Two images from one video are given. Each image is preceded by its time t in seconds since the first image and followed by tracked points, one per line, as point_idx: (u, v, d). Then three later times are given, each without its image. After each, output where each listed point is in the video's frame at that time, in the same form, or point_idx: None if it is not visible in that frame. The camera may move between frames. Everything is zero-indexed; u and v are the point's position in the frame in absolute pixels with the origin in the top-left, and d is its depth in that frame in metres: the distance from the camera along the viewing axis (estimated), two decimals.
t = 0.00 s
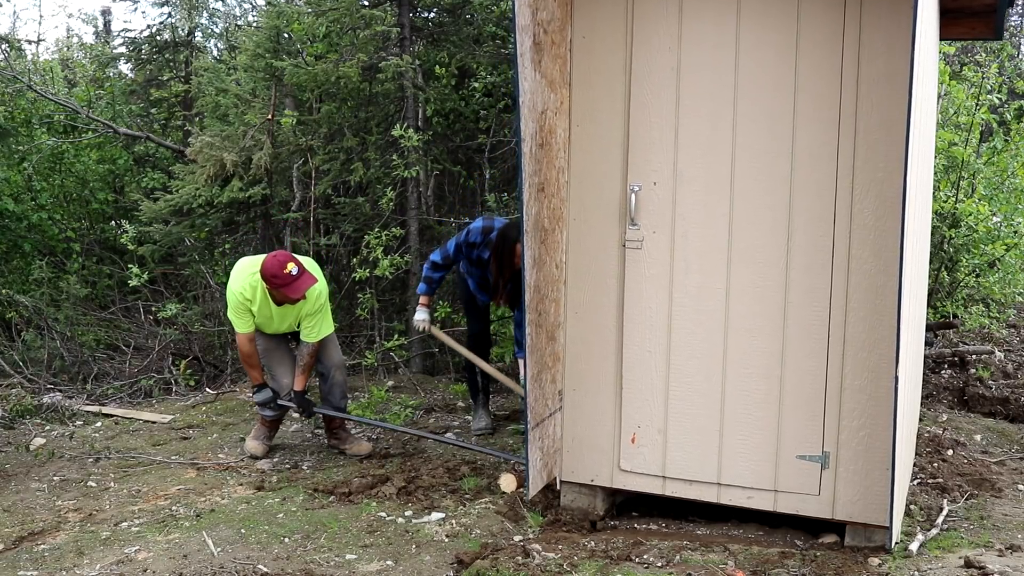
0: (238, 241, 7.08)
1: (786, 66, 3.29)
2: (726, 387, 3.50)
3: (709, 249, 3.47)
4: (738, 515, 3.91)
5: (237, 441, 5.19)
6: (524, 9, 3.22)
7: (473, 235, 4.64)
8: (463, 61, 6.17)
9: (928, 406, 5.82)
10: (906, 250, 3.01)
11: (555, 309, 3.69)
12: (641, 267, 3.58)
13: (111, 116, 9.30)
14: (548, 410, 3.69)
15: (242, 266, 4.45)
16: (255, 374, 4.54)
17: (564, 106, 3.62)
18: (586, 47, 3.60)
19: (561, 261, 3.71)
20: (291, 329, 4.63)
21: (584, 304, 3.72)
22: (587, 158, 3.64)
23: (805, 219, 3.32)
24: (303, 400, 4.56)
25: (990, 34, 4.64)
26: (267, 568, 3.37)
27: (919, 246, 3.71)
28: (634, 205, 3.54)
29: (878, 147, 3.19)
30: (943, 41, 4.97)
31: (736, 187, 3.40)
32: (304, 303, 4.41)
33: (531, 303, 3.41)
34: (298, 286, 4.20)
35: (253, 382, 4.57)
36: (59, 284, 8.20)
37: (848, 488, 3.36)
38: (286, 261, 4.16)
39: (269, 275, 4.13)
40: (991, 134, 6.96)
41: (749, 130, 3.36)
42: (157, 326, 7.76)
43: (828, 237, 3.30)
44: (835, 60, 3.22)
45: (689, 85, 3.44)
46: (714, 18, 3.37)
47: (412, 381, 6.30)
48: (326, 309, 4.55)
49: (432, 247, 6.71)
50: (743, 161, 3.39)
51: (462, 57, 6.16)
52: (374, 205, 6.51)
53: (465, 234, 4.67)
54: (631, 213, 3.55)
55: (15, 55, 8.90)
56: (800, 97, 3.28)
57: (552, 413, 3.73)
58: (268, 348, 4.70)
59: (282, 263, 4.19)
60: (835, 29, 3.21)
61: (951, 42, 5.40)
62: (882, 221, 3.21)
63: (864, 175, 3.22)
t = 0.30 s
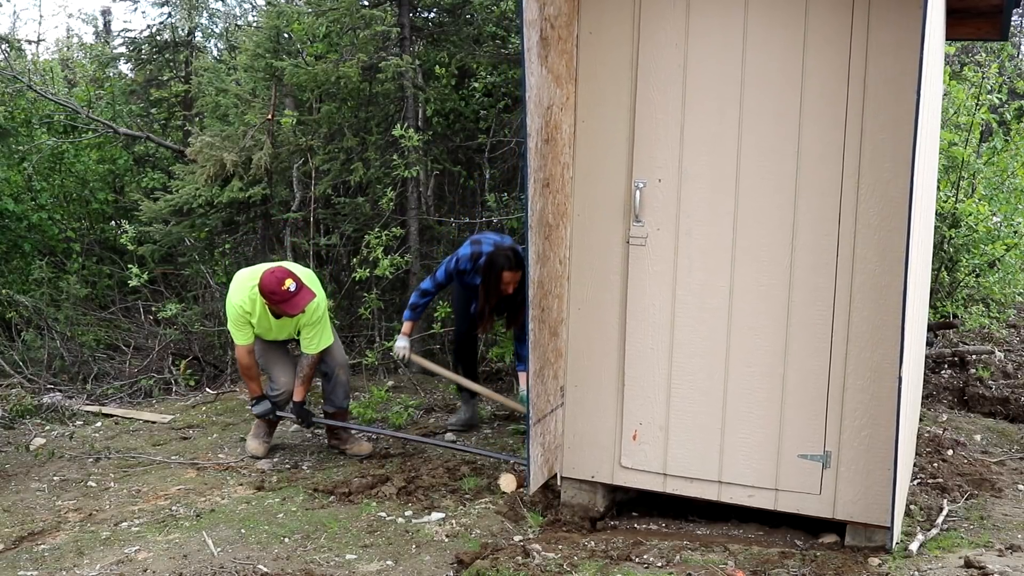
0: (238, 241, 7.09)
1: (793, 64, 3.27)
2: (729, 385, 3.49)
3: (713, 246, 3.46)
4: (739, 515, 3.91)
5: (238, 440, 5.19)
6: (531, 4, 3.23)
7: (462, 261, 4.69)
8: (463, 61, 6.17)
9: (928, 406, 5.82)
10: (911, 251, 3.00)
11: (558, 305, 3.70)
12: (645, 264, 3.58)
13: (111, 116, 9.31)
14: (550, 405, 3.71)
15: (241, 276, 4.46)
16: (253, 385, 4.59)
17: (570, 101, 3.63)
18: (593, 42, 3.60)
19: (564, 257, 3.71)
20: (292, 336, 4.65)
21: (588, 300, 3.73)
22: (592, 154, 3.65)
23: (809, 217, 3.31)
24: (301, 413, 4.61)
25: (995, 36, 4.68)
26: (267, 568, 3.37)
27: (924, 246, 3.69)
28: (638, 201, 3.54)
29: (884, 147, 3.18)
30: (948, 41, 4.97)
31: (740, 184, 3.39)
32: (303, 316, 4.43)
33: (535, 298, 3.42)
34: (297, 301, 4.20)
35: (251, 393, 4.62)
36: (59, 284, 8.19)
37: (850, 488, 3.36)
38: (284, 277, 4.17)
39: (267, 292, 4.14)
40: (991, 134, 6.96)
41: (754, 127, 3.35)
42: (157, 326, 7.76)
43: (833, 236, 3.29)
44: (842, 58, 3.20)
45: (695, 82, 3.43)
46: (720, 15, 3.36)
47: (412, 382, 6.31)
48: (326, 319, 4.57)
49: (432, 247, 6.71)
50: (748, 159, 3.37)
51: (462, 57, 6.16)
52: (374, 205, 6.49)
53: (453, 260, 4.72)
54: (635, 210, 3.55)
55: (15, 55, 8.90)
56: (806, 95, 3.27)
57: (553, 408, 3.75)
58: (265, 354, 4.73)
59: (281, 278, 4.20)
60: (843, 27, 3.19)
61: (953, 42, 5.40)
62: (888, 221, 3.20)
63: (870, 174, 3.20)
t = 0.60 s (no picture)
0: (238, 241, 7.09)
1: (797, 63, 3.27)
2: (732, 384, 3.49)
3: (715, 245, 3.46)
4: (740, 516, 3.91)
5: (237, 440, 5.19)
6: (535, 1, 3.24)
7: (447, 283, 4.77)
8: (463, 61, 6.17)
9: (928, 406, 5.82)
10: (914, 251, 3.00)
11: (560, 302, 3.71)
12: (647, 262, 3.58)
13: (111, 116, 9.31)
14: (551, 403, 3.71)
15: (238, 290, 4.45)
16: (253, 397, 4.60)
17: (573, 99, 3.63)
18: (597, 39, 3.60)
19: (567, 255, 3.72)
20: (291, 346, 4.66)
21: (590, 298, 3.73)
22: (595, 151, 3.65)
23: (812, 216, 3.30)
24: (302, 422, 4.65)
25: (1000, 35, 4.63)
26: (267, 568, 3.37)
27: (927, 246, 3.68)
28: (641, 199, 3.54)
29: (887, 147, 3.17)
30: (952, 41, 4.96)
31: (743, 183, 3.39)
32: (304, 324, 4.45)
33: (537, 296, 3.43)
34: (301, 309, 4.22)
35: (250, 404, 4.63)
36: (59, 284, 8.19)
37: (850, 488, 3.36)
38: (287, 287, 4.18)
39: (271, 301, 4.15)
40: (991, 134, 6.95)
41: (758, 126, 3.35)
42: (157, 326, 7.76)
43: (835, 236, 3.28)
44: (846, 57, 3.19)
45: (698, 80, 3.42)
46: (725, 14, 3.36)
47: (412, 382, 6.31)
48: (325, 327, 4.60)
49: (432, 247, 6.70)
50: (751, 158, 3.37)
51: (462, 57, 6.17)
52: (374, 205, 6.48)
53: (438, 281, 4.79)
54: (638, 208, 3.55)
55: (15, 55, 8.90)
56: (810, 94, 3.26)
57: (554, 406, 3.76)
58: (261, 363, 4.73)
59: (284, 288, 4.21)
60: (848, 26, 3.18)
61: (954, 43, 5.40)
62: (891, 221, 3.19)
63: (873, 174, 3.20)
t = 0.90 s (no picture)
0: (238, 241, 7.09)
1: (801, 62, 3.26)
2: (733, 383, 3.49)
3: (717, 244, 3.46)
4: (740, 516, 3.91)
5: (237, 440, 5.19)
6: None
7: (445, 296, 4.85)
8: (463, 61, 6.18)
9: (928, 406, 5.82)
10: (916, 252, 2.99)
11: (562, 300, 3.72)
12: (649, 260, 3.58)
13: (111, 116, 9.32)
14: (552, 402, 3.71)
15: (238, 300, 4.48)
16: (252, 404, 4.62)
17: (576, 96, 3.63)
18: (600, 37, 3.60)
19: (568, 253, 3.72)
20: (290, 357, 4.64)
21: (591, 296, 3.74)
22: (597, 150, 3.65)
23: (814, 216, 3.30)
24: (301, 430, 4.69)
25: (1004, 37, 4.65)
26: (267, 568, 3.37)
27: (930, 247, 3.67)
28: (643, 198, 3.54)
29: (890, 147, 3.17)
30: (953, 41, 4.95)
31: (746, 182, 3.39)
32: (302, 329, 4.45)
33: (539, 293, 3.43)
34: (300, 311, 4.23)
35: (250, 411, 4.65)
36: (59, 284, 8.19)
37: (851, 488, 3.36)
38: (289, 290, 4.19)
39: (271, 303, 4.15)
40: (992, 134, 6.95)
41: (761, 126, 3.35)
42: (157, 326, 7.76)
43: (838, 235, 3.28)
44: (850, 57, 3.19)
45: (701, 79, 3.42)
46: (729, 13, 3.35)
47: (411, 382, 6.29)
48: (324, 333, 4.59)
49: (433, 247, 6.71)
50: (753, 157, 3.37)
51: (462, 57, 6.17)
52: (373, 205, 6.49)
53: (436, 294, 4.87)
54: (640, 207, 3.55)
55: (15, 55, 8.91)
56: (813, 94, 3.26)
57: (556, 404, 3.76)
58: (259, 369, 4.71)
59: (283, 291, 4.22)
60: (852, 26, 3.17)
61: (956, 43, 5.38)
62: (893, 222, 3.19)
63: (876, 175, 3.19)
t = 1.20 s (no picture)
0: (238, 241, 7.09)
1: (806, 61, 3.26)
2: (735, 381, 3.49)
3: (719, 242, 3.46)
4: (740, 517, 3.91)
5: (237, 441, 5.19)
6: None
7: (455, 300, 4.89)
8: (463, 61, 6.17)
9: (928, 406, 5.82)
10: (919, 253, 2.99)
11: (564, 297, 3.72)
12: (651, 258, 3.58)
13: (111, 116, 9.33)
14: (553, 399, 3.70)
15: (236, 309, 4.46)
16: (252, 415, 4.58)
17: (580, 93, 3.63)
18: (605, 34, 3.60)
19: (571, 250, 3.73)
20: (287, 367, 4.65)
21: (593, 293, 3.74)
22: (601, 147, 3.65)
23: (817, 215, 3.30)
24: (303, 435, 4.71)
25: (1006, 38, 4.66)
26: (267, 568, 3.37)
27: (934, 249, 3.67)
28: (647, 195, 3.54)
29: (894, 147, 3.17)
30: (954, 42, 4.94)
31: (749, 181, 3.39)
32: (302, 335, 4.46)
33: (541, 291, 3.43)
34: (303, 317, 4.24)
35: (250, 422, 4.61)
36: (59, 284, 8.18)
37: (852, 488, 3.36)
38: (291, 296, 4.20)
39: (274, 311, 4.16)
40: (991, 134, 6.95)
41: (765, 125, 3.34)
42: (157, 326, 7.76)
43: (841, 235, 3.28)
44: (855, 57, 3.19)
45: (706, 77, 3.42)
46: (734, 11, 3.35)
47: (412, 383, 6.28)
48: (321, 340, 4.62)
49: (433, 248, 6.72)
50: (757, 156, 3.37)
51: (462, 57, 6.17)
52: (373, 206, 6.49)
53: (445, 297, 4.90)
54: (643, 204, 3.55)
55: (15, 55, 8.91)
56: (817, 94, 3.26)
57: (557, 402, 3.76)
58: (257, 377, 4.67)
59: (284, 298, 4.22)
60: (858, 26, 3.17)
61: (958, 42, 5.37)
62: (897, 222, 3.19)
63: (879, 175, 3.19)
